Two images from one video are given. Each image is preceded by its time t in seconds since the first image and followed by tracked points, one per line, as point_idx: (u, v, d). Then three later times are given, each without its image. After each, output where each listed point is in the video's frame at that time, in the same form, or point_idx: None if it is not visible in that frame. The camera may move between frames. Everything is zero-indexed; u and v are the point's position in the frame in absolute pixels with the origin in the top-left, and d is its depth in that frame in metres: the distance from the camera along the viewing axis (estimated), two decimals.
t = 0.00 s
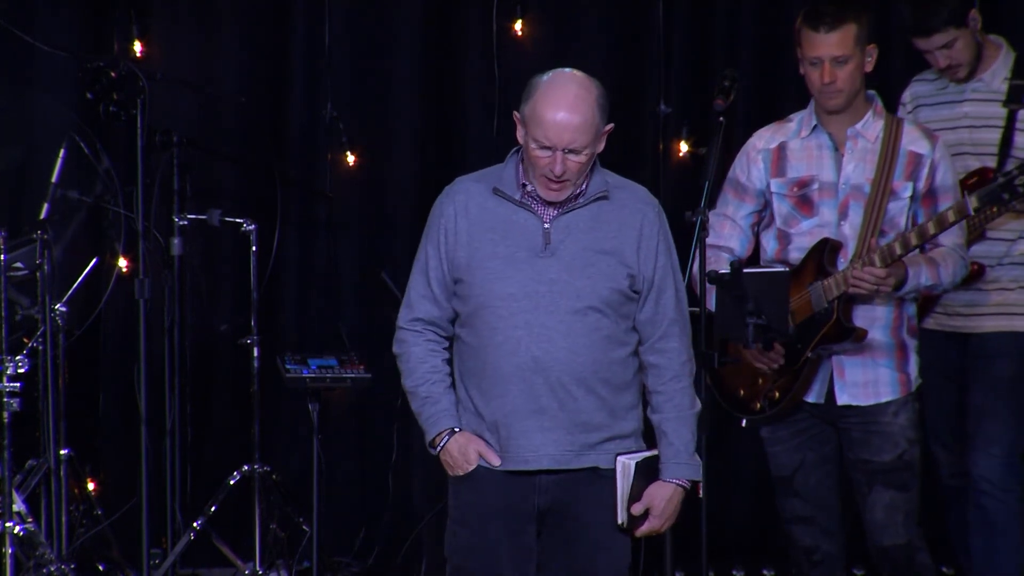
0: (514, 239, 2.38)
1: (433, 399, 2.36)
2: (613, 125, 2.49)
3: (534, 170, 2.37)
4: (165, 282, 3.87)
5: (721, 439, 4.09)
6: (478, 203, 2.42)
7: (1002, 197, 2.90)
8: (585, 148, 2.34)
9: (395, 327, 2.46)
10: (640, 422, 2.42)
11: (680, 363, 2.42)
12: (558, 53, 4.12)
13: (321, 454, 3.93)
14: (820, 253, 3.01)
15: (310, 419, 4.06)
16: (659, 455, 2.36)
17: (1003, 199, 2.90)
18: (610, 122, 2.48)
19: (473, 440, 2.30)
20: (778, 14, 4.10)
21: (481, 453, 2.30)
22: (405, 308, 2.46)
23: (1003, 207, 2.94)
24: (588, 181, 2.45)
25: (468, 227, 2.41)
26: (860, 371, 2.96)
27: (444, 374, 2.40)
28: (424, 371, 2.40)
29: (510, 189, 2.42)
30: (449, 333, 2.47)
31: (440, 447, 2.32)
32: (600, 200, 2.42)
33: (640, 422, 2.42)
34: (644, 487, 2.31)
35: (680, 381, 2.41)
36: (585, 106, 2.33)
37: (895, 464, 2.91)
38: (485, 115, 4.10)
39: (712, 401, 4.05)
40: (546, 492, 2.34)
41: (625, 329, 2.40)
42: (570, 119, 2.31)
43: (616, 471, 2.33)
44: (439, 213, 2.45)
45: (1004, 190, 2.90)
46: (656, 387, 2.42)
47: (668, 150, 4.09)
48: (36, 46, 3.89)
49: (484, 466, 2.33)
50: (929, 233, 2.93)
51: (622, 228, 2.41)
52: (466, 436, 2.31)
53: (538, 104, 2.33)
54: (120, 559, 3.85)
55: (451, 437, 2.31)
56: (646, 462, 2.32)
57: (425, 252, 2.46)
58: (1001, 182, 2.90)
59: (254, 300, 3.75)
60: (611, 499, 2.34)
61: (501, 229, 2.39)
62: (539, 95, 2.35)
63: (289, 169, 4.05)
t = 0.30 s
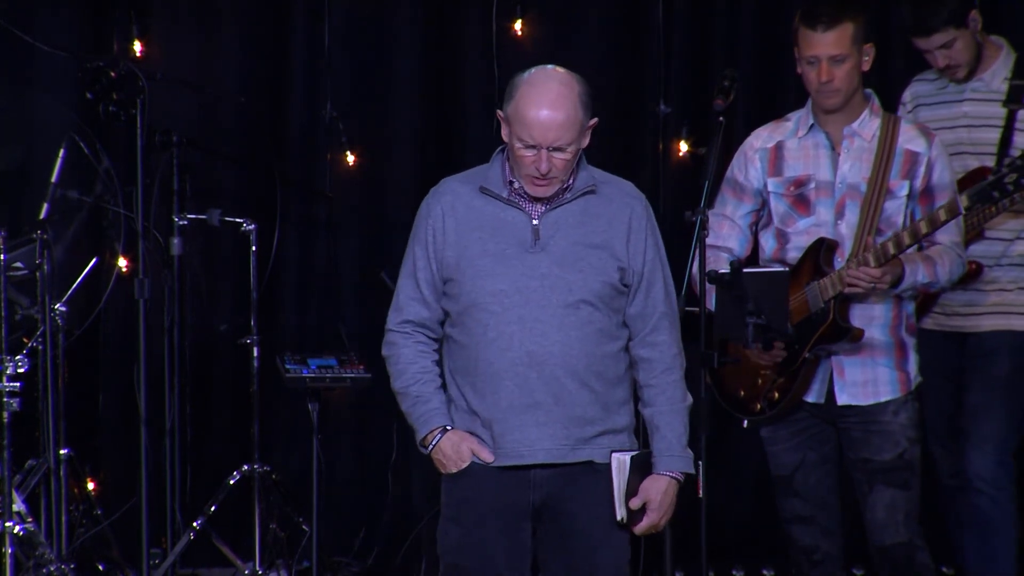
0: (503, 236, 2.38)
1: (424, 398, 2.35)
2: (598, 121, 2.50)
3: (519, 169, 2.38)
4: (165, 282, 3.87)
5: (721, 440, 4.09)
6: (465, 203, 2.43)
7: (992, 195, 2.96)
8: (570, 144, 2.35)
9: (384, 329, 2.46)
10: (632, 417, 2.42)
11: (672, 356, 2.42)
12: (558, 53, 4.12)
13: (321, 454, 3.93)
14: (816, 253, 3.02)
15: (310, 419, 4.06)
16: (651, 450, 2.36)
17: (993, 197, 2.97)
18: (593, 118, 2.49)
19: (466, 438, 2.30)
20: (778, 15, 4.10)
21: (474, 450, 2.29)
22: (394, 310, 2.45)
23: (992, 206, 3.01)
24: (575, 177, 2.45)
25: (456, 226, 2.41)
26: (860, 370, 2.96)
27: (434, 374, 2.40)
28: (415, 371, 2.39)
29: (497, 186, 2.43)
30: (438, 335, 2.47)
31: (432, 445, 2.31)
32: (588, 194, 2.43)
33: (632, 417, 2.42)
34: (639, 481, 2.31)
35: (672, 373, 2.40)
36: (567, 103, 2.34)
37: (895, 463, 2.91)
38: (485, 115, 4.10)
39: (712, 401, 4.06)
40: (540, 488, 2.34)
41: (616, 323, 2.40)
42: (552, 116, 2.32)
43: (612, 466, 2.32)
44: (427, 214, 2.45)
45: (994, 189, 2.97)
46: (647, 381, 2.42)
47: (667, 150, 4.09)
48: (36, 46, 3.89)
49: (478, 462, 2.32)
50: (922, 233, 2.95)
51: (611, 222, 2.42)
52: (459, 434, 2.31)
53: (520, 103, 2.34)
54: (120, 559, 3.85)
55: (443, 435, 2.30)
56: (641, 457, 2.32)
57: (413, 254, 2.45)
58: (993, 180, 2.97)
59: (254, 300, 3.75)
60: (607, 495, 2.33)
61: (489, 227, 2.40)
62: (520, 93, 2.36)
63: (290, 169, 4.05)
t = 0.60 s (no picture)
0: (493, 237, 2.38)
1: (411, 402, 2.36)
2: (586, 121, 2.50)
3: (508, 167, 2.39)
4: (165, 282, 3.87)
5: (720, 440, 4.09)
6: (455, 204, 2.42)
7: (999, 194, 2.95)
8: (559, 141, 2.35)
9: (374, 331, 2.46)
10: (622, 420, 2.41)
11: (662, 359, 2.41)
12: (559, 53, 4.12)
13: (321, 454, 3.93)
14: (818, 252, 3.01)
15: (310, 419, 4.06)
16: (642, 453, 2.37)
17: (1000, 196, 2.96)
18: (582, 117, 2.49)
19: (452, 439, 2.31)
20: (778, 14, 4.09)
21: (461, 451, 2.30)
22: (385, 312, 2.45)
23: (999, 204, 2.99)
24: (564, 178, 2.45)
25: (446, 227, 2.41)
26: (861, 369, 2.95)
27: (422, 378, 2.41)
28: (403, 375, 2.40)
29: (487, 188, 2.43)
30: (427, 337, 2.47)
31: (418, 450, 2.32)
32: (578, 196, 2.43)
33: (621, 420, 2.41)
34: (630, 484, 2.31)
35: (662, 377, 2.40)
36: (555, 100, 2.34)
37: (896, 463, 2.91)
38: (486, 115, 4.09)
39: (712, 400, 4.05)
40: (529, 490, 2.33)
41: (606, 325, 2.40)
42: (541, 114, 2.32)
43: (602, 469, 2.32)
44: (417, 215, 2.44)
45: (1000, 187, 2.95)
46: (637, 383, 2.41)
47: (667, 150, 4.09)
48: (35, 46, 3.89)
49: (466, 463, 2.32)
50: (928, 231, 2.95)
51: (601, 224, 2.41)
52: (445, 437, 2.31)
53: (509, 101, 2.34)
54: (120, 558, 3.85)
55: (429, 440, 2.31)
56: (632, 461, 2.33)
57: (404, 256, 2.45)
58: (999, 179, 2.95)
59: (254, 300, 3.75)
60: (599, 497, 2.33)
61: (479, 228, 2.39)
62: (508, 92, 2.36)
63: (290, 169, 4.05)
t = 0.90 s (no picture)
0: (487, 238, 2.38)
1: (405, 402, 2.36)
2: (580, 120, 2.50)
3: (503, 166, 2.38)
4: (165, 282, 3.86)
5: (720, 440, 4.08)
6: (449, 204, 2.42)
7: (1003, 197, 2.90)
8: (553, 140, 2.34)
9: (369, 331, 2.45)
10: (617, 419, 2.41)
11: (658, 359, 2.41)
12: (558, 53, 4.11)
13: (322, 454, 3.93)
14: (819, 253, 3.01)
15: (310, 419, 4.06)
16: (638, 452, 2.36)
17: (1004, 199, 2.91)
18: (577, 117, 2.49)
19: (447, 440, 2.30)
20: (778, 14, 4.08)
21: (456, 451, 2.29)
22: (379, 312, 2.44)
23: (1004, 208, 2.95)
24: (558, 178, 2.44)
25: (440, 228, 2.41)
26: (863, 370, 2.95)
27: (416, 379, 2.40)
28: (397, 375, 2.39)
29: (481, 188, 2.43)
30: (422, 336, 2.46)
31: (412, 451, 2.31)
32: (572, 196, 2.42)
33: (617, 419, 2.41)
34: (627, 484, 2.31)
35: (657, 376, 2.40)
36: (549, 99, 2.33)
37: (897, 462, 2.90)
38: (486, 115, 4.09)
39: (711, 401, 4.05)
40: (525, 490, 2.33)
41: (601, 325, 2.39)
42: (535, 113, 2.31)
43: (598, 469, 2.31)
44: (411, 215, 2.44)
45: (1006, 190, 2.90)
46: (633, 383, 2.41)
47: (667, 150, 4.08)
48: (35, 46, 3.89)
49: (460, 464, 2.32)
50: (931, 234, 2.93)
51: (595, 224, 2.41)
52: (440, 438, 2.30)
53: (503, 100, 2.34)
54: (120, 559, 3.85)
55: (423, 440, 2.30)
56: (628, 460, 2.32)
57: (398, 255, 2.44)
58: (1003, 182, 2.90)
59: (254, 299, 3.75)
60: (597, 498, 2.32)
61: (473, 228, 2.39)
62: (502, 91, 2.36)
63: (290, 169, 4.05)
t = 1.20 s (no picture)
0: (487, 238, 2.38)
1: (406, 402, 2.36)
2: (579, 120, 2.50)
3: (502, 167, 2.38)
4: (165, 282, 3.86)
5: (720, 440, 4.08)
6: (448, 204, 2.42)
7: (998, 204, 2.92)
8: (552, 142, 2.35)
9: (368, 331, 2.45)
10: (617, 418, 2.41)
11: (658, 357, 2.41)
12: (558, 53, 4.11)
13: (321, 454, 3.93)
14: (818, 255, 3.01)
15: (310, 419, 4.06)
16: (639, 450, 2.36)
17: (998, 205, 2.92)
18: (576, 117, 2.49)
19: (448, 441, 2.30)
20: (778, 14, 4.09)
21: (456, 453, 2.29)
22: (378, 312, 2.45)
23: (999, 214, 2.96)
24: (557, 178, 2.45)
25: (440, 228, 2.41)
26: (859, 371, 2.95)
27: (416, 378, 2.40)
28: (397, 375, 2.39)
29: (480, 188, 2.43)
30: (422, 336, 2.47)
31: (413, 451, 2.31)
32: (571, 195, 2.42)
33: (617, 418, 2.41)
34: (628, 483, 2.31)
35: (658, 374, 2.40)
36: (548, 100, 2.34)
37: (894, 463, 2.90)
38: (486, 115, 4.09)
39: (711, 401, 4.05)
40: (526, 490, 2.33)
41: (601, 324, 2.39)
42: (534, 114, 2.31)
43: (599, 469, 2.32)
44: (410, 215, 2.44)
45: (1000, 197, 2.92)
46: (633, 381, 2.41)
47: (667, 150, 4.08)
48: (36, 46, 3.90)
49: (461, 464, 2.32)
50: (926, 238, 2.93)
51: (594, 223, 2.41)
52: (440, 438, 2.30)
53: (502, 101, 2.34)
54: (120, 559, 3.85)
55: (424, 440, 2.30)
56: (629, 460, 2.33)
57: (397, 256, 2.45)
58: (998, 188, 2.92)
59: (254, 299, 3.75)
60: (597, 498, 2.32)
61: (472, 228, 2.39)
62: (501, 93, 2.36)
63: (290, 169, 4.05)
